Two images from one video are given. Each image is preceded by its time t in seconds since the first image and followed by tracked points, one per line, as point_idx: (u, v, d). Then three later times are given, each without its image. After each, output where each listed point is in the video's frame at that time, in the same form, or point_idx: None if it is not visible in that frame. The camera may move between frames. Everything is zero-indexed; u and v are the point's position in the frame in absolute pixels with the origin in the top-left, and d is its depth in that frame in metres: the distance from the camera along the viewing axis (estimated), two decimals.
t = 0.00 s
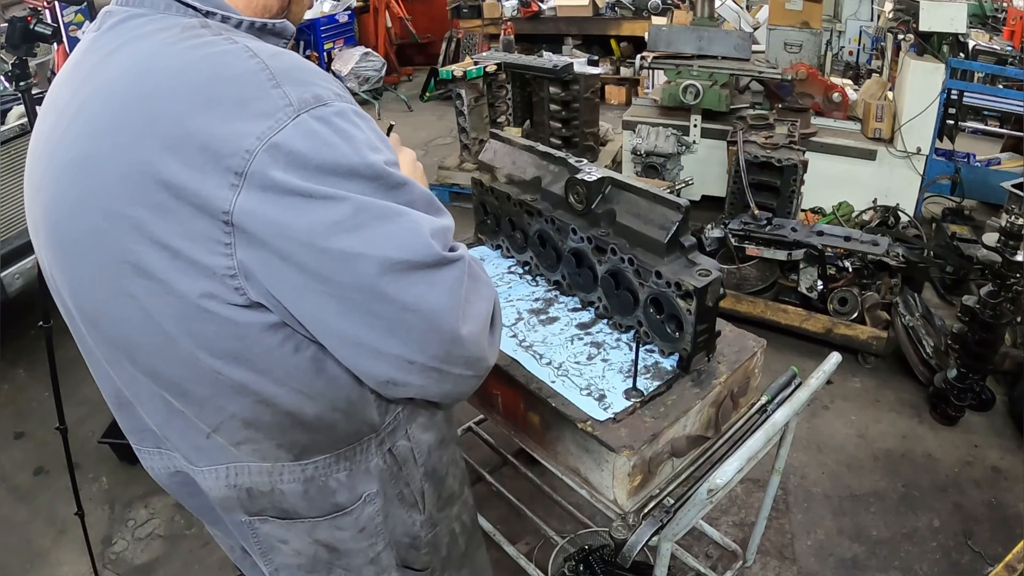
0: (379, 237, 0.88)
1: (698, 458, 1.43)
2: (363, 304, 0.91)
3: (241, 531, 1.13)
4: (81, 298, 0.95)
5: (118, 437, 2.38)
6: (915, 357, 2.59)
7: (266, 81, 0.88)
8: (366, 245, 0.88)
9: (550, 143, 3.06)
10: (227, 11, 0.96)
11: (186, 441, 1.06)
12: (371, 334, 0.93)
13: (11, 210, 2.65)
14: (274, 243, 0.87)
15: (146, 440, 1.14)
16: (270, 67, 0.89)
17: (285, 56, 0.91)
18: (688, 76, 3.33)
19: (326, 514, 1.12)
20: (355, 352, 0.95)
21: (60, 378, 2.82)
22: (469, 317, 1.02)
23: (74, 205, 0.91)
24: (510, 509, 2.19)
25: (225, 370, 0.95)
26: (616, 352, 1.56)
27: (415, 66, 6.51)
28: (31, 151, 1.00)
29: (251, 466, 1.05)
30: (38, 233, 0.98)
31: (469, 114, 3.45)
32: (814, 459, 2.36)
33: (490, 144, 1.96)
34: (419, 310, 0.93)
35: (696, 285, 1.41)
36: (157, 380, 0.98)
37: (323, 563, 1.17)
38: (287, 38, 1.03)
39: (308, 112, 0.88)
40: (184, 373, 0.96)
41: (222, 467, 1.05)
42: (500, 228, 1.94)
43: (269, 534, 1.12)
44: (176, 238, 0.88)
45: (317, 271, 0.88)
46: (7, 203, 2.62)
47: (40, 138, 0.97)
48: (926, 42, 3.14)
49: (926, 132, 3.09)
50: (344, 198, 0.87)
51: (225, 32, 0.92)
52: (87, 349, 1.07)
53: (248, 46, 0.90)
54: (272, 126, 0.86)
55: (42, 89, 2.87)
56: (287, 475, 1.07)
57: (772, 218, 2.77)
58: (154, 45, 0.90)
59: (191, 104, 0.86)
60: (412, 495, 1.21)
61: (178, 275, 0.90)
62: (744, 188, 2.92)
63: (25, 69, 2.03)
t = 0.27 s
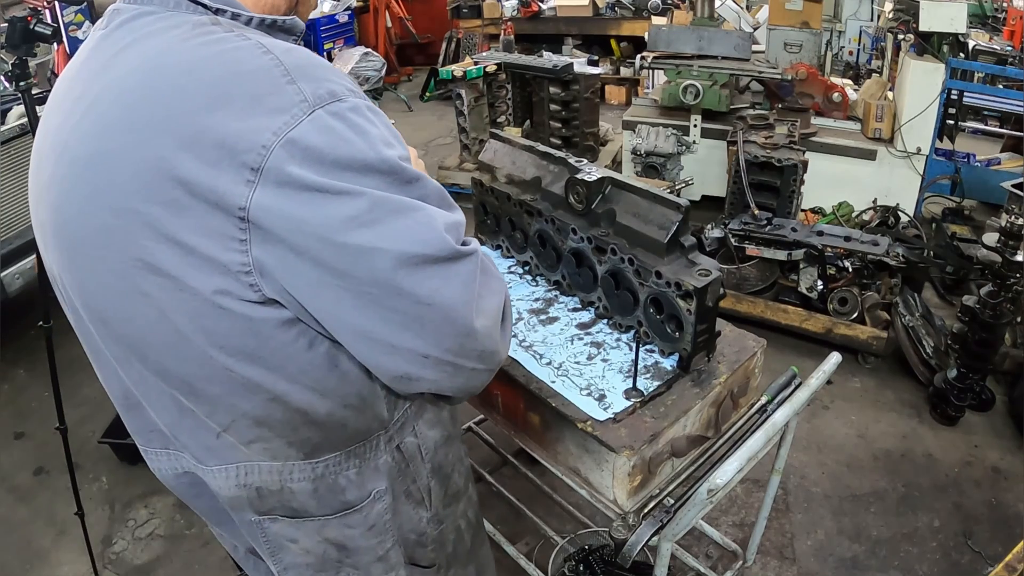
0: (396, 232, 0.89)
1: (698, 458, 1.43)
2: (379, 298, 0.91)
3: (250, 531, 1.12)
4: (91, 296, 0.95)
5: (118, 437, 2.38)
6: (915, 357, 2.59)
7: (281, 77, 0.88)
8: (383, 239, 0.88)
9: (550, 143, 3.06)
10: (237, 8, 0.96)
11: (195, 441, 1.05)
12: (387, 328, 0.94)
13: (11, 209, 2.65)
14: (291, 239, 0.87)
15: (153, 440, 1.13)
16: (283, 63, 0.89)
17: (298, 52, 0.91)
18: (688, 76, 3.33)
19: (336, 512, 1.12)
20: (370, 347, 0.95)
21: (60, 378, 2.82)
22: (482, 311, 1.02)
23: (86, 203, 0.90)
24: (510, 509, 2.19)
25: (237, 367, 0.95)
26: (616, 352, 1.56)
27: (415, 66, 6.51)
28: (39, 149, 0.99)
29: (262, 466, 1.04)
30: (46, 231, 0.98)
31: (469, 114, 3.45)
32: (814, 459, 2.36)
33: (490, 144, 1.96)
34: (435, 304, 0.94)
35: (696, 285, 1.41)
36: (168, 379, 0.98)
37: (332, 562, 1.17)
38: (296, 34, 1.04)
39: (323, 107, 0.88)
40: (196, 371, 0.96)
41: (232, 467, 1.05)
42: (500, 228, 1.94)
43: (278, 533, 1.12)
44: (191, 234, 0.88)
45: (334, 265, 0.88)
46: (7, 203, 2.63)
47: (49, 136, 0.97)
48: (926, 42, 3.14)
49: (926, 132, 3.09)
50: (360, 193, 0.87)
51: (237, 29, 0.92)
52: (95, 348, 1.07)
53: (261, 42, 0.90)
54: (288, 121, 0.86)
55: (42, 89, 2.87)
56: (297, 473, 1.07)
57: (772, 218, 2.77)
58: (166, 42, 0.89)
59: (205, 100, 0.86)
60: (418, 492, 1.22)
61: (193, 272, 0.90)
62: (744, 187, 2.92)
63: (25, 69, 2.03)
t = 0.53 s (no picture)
0: (403, 230, 0.89)
1: (698, 458, 1.43)
2: (386, 296, 0.92)
3: (255, 531, 1.13)
4: (95, 295, 0.95)
5: (118, 437, 2.38)
6: (915, 357, 2.59)
7: (287, 74, 0.88)
8: (391, 236, 0.89)
9: (550, 143, 3.06)
10: (241, 6, 0.96)
11: (200, 441, 1.05)
12: (394, 326, 0.94)
13: (12, 209, 2.65)
14: (299, 238, 0.87)
15: (157, 441, 1.13)
16: (290, 61, 0.89)
17: (304, 51, 0.92)
18: (688, 76, 3.33)
19: (341, 512, 1.12)
20: (377, 346, 0.95)
21: (60, 378, 2.82)
22: (488, 308, 1.03)
23: (90, 202, 0.90)
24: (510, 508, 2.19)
25: (243, 367, 0.95)
26: (616, 352, 1.56)
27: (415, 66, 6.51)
28: (43, 149, 0.99)
29: (267, 465, 1.05)
30: (50, 230, 0.98)
31: (469, 114, 3.45)
32: (814, 459, 2.36)
33: (490, 144, 1.96)
34: (441, 301, 0.94)
35: (696, 285, 1.41)
36: (173, 379, 0.98)
37: (337, 562, 1.17)
38: (300, 32, 1.04)
39: (330, 105, 0.89)
40: (201, 371, 0.96)
41: (237, 467, 1.05)
42: (500, 228, 1.94)
43: (283, 533, 1.12)
44: (197, 233, 0.89)
45: (342, 264, 0.89)
46: (7, 203, 2.63)
47: (52, 135, 0.97)
48: (926, 42, 3.14)
49: (926, 132, 3.09)
50: (367, 191, 0.88)
51: (243, 27, 0.92)
52: (98, 349, 1.07)
53: (267, 40, 0.90)
54: (295, 119, 0.87)
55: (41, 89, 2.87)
56: (302, 473, 1.07)
57: (772, 218, 2.77)
58: (172, 40, 0.90)
59: (212, 98, 0.86)
60: (422, 491, 1.22)
61: (199, 271, 0.90)
62: (744, 187, 2.92)
63: (25, 69, 2.03)
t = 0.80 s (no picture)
0: (404, 230, 0.89)
1: (698, 458, 1.43)
2: (387, 296, 0.92)
3: (256, 533, 1.13)
4: (96, 296, 0.95)
5: (118, 437, 2.38)
6: (915, 357, 2.59)
7: (288, 74, 0.88)
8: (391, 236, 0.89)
9: (550, 143, 3.06)
10: (242, 6, 0.96)
11: (201, 443, 1.05)
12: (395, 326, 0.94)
13: (12, 209, 2.65)
14: (299, 238, 0.87)
15: (158, 442, 1.14)
16: (291, 61, 0.89)
17: (305, 50, 0.92)
18: (688, 76, 3.33)
19: (342, 514, 1.12)
20: (378, 346, 0.95)
21: (60, 378, 2.82)
22: (490, 308, 1.03)
23: (91, 202, 0.90)
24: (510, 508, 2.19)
25: (244, 368, 0.95)
26: (616, 352, 1.56)
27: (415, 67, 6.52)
28: (44, 149, 0.99)
29: (269, 467, 1.05)
30: (51, 230, 0.97)
31: (469, 114, 3.45)
32: (814, 459, 2.36)
33: (490, 144, 1.96)
34: (442, 302, 0.94)
35: (696, 285, 1.41)
36: (173, 380, 0.98)
37: (338, 564, 1.17)
38: (302, 32, 1.04)
39: (331, 105, 0.89)
40: (202, 373, 0.96)
41: (238, 468, 1.05)
42: (500, 228, 1.94)
43: (284, 535, 1.12)
44: (198, 234, 0.89)
45: (343, 264, 0.89)
46: (8, 203, 2.63)
47: (53, 135, 0.97)
48: (926, 42, 3.13)
49: (926, 132, 3.09)
50: (368, 191, 0.88)
51: (244, 27, 0.92)
52: (97, 350, 1.07)
53: (268, 40, 0.90)
54: (296, 119, 0.87)
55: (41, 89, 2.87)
56: (303, 474, 1.07)
57: (772, 219, 2.78)
58: (173, 40, 0.89)
59: (212, 98, 0.86)
60: (424, 493, 1.22)
61: (199, 272, 0.90)
62: (744, 187, 2.92)
63: (25, 69, 2.03)
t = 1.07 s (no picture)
0: (396, 231, 0.89)
1: (697, 457, 1.43)
2: (380, 296, 0.92)
3: (251, 533, 1.13)
4: (90, 296, 0.95)
5: (118, 437, 2.39)
6: (915, 357, 2.59)
7: (280, 75, 0.88)
8: (384, 237, 0.89)
9: (550, 143, 3.06)
10: (235, 7, 0.96)
11: (195, 444, 1.05)
12: (388, 327, 0.94)
13: (12, 209, 2.65)
14: (292, 239, 0.87)
15: (152, 443, 1.14)
16: (283, 61, 0.89)
17: (298, 51, 0.91)
18: (688, 76, 3.33)
19: (336, 514, 1.12)
20: (371, 346, 0.95)
21: (60, 378, 2.82)
22: (483, 309, 1.03)
23: (85, 203, 0.90)
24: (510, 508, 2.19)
25: (238, 368, 0.96)
26: (616, 352, 1.56)
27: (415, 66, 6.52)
28: (38, 150, 0.99)
29: (262, 467, 1.05)
30: (45, 231, 0.97)
31: (469, 114, 3.45)
32: (814, 459, 2.36)
33: (490, 144, 1.96)
34: (436, 302, 0.94)
35: (695, 285, 1.41)
36: (167, 381, 0.98)
37: (333, 564, 1.17)
38: (294, 32, 1.03)
39: (323, 106, 0.88)
40: (195, 373, 0.96)
41: (232, 469, 1.05)
42: (500, 228, 1.94)
43: (279, 535, 1.12)
44: (191, 234, 0.88)
45: (335, 264, 0.89)
46: (7, 203, 2.63)
47: (47, 135, 0.97)
48: (926, 42, 3.13)
49: (926, 132, 3.09)
50: (360, 192, 0.88)
51: (236, 28, 0.92)
52: (91, 351, 1.07)
53: (260, 41, 0.90)
54: (288, 120, 0.87)
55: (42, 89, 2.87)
56: (297, 475, 1.07)
57: (772, 218, 2.78)
58: (166, 40, 0.89)
59: (205, 98, 0.86)
60: (418, 493, 1.22)
61: (193, 273, 0.90)
62: (744, 187, 2.92)
63: (25, 69, 2.03)
